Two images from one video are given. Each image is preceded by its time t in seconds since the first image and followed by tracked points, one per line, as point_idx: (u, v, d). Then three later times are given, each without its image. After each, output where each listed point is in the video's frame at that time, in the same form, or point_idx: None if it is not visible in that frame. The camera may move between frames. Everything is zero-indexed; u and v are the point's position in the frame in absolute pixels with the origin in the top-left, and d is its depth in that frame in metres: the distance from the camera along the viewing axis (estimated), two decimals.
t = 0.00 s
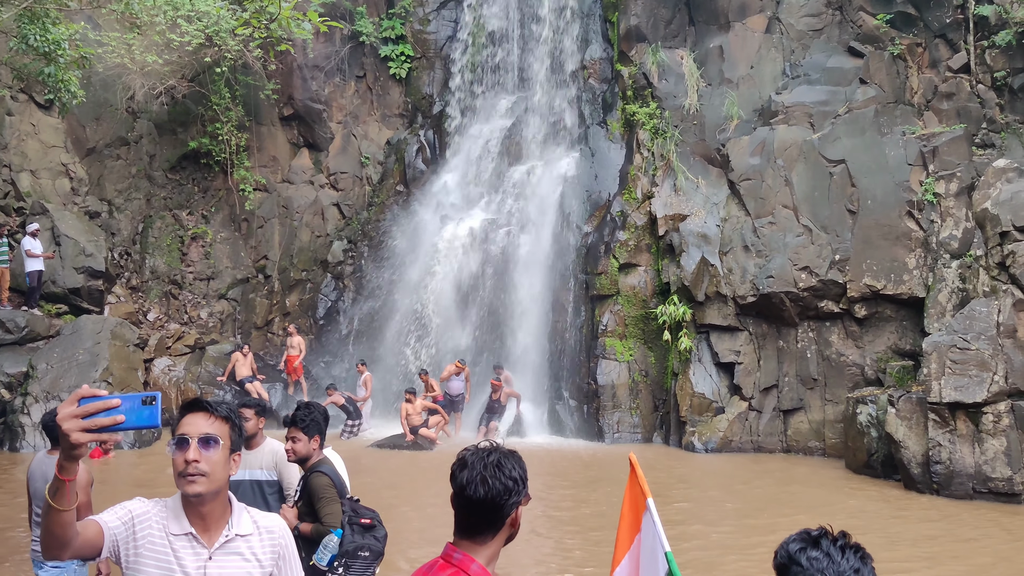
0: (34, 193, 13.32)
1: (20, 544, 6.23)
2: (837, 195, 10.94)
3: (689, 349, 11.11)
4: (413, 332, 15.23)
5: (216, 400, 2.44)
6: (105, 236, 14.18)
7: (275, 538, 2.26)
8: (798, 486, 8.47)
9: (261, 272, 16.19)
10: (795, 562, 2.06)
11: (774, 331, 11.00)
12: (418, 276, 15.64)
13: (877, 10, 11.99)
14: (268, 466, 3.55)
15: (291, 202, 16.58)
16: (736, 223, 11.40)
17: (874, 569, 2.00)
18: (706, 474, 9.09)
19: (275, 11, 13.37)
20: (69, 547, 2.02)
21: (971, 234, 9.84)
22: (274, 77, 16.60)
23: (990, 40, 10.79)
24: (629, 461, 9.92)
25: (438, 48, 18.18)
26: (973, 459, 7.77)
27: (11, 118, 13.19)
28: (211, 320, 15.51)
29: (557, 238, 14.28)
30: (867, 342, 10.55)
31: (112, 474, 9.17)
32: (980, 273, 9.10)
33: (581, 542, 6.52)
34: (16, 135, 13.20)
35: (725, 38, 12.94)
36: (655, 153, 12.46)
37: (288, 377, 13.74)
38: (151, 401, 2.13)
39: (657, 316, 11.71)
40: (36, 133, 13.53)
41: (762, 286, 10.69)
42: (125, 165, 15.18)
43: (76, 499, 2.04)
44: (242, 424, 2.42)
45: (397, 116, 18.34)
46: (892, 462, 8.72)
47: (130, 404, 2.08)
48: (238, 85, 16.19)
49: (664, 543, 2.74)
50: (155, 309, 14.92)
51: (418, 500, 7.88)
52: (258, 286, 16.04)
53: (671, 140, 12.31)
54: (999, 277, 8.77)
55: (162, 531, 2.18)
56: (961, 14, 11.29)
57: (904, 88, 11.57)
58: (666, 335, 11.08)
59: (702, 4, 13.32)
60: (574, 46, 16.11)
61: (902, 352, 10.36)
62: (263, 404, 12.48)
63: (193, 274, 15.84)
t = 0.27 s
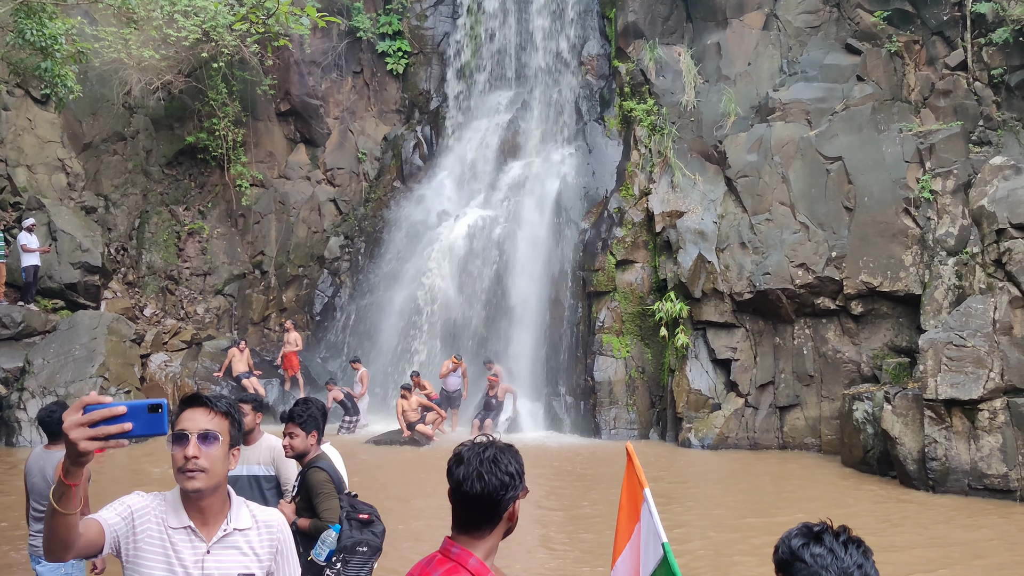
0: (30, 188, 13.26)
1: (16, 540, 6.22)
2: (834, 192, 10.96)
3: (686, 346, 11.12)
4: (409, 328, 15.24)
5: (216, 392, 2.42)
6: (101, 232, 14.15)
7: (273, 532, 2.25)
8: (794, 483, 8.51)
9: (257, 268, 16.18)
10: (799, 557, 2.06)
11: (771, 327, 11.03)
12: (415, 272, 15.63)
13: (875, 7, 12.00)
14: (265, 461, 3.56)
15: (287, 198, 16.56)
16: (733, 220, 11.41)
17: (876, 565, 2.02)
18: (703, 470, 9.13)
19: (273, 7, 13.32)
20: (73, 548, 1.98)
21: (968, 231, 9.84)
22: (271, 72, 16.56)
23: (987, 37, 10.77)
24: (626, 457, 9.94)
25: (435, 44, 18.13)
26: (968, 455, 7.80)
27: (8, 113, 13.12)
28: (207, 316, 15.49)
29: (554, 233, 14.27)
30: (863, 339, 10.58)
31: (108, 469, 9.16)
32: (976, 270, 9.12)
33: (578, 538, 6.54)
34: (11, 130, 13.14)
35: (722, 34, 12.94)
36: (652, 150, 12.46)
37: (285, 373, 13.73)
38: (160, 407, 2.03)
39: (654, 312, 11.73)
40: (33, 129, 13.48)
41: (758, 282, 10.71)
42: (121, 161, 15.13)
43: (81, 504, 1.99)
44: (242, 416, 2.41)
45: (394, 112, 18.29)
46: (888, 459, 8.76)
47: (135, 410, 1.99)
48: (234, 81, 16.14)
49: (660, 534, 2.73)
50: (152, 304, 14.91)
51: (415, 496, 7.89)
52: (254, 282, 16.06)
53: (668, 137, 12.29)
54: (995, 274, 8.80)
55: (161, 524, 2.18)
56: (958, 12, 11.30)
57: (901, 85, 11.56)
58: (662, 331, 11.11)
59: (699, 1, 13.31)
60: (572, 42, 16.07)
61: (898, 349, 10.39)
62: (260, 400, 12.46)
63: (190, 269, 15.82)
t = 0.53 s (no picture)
0: (23, 185, 13.19)
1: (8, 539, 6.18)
2: (829, 191, 10.99)
3: (680, 344, 11.14)
4: (403, 327, 15.21)
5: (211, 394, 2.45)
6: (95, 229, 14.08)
7: (267, 529, 2.25)
8: (789, 481, 8.54)
9: (252, 266, 16.15)
10: (803, 559, 2.06)
11: (765, 326, 11.06)
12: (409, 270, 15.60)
13: (870, 7, 12.06)
14: (259, 459, 3.55)
15: (282, 196, 16.57)
16: (728, 218, 11.43)
17: (879, 568, 2.03)
18: (697, 469, 9.15)
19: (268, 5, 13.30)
20: None
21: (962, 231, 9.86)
22: (266, 69, 16.53)
23: (982, 37, 10.89)
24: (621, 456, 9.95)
25: (430, 42, 18.11)
26: (962, 454, 7.84)
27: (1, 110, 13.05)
28: (201, 314, 15.46)
29: (549, 231, 14.28)
30: (857, 337, 10.61)
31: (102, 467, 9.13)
32: (970, 269, 9.16)
33: (573, 537, 6.54)
34: (5, 127, 13.07)
35: (717, 33, 12.97)
36: (647, 148, 12.46)
37: (280, 372, 13.70)
38: (183, 489, 1.99)
39: (648, 311, 11.73)
40: (27, 126, 13.41)
41: (753, 281, 10.73)
42: (115, 158, 15.08)
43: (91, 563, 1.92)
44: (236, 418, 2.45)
45: (389, 110, 18.22)
46: (882, 458, 8.80)
47: (159, 493, 1.94)
48: (229, 78, 16.10)
49: (657, 528, 2.70)
50: (145, 302, 14.89)
51: (410, 494, 7.89)
52: (248, 280, 16.05)
53: (663, 135, 12.33)
54: (990, 274, 8.85)
55: (154, 528, 2.17)
56: (952, 12, 11.40)
57: (896, 84, 11.59)
58: (657, 330, 11.13)
59: None
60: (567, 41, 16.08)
61: (892, 348, 10.41)
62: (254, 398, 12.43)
63: (184, 267, 15.74)
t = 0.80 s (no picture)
0: (13, 182, 13.13)
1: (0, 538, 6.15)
2: (821, 189, 11.03)
3: (674, 342, 11.18)
4: (397, 325, 15.19)
5: (179, 403, 2.35)
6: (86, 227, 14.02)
7: (254, 528, 2.32)
8: (781, 478, 8.58)
9: (244, 264, 16.09)
10: (813, 566, 2.05)
11: (758, 324, 11.10)
12: (402, 267, 15.49)
13: (862, 5, 12.10)
14: (251, 458, 3.54)
15: (275, 193, 16.50)
16: (721, 216, 11.46)
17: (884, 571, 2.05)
18: (690, 466, 9.19)
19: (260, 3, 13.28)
20: None
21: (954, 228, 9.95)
22: (259, 67, 16.50)
23: (975, 35, 10.97)
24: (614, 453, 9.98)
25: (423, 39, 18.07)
26: (953, 451, 7.88)
27: None
28: (194, 312, 15.43)
29: (542, 229, 14.27)
30: (850, 335, 10.65)
31: (94, 465, 9.10)
32: (962, 267, 9.20)
33: (567, 535, 6.55)
34: None
35: (710, 31, 13.02)
36: (641, 146, 12.38)
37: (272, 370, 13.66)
38: (171, 537, 2.04)
39: (641, 309, 11.75)
40: (18, 123, 13.42)
41: (745, 279, 10.77)
42: (107, 156, 15.03)
43: None
44: (208, 422, 2.35)
45: (382, 107, 18.15)
46: (874, 455, 8.85)
47: (145, 541, 2.01)
48: (221, 76, 16.06)
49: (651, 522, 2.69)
50: (138, 300, 14.91)
51: (403, 492, 7.89)
52: (240, 278, 15.95)
53: (656, 134, 12.23)
54: (982, 272, 8.91)
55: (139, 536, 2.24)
56: (945, 10, 11.49)
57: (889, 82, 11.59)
58: (650, 328, 11.18)
59: None
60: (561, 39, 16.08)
61: (884, 346, 10.45)
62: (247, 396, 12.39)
63: (176, 265, 15.75)
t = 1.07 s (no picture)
0: (5, 178, 13.03)
1: None
2: (815, 185, 11.05)
3: (668, 339, 11.20)
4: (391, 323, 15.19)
5: (144, 432, 2.35)
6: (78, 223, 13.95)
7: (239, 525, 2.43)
8: (776, 474, 8.60)
9: (238, 261, 15.99)
10: (822, 571, 2.05)
11: (751, 320, 11.12)
12: (396, 265, 15.48)
13: (856, 2, 12.09)
14: (244, 455, 3.53)
15: (268, 190, 16.32)
16: (715, 213, 11.47)
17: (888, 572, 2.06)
18: (684, 462, 9.21)
19: None
20: None
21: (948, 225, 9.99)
22: (252, 63, 16.41)
23: (968, 32, 10.90)
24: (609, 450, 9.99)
25: (416, 35, 17.92)
26: (947, 447, 7.91)
27: None
28: (187, 308, 15.40)
29: (537, 225, 14.26)
30: (843, 331, 10.66)
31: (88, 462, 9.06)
32: (955, 263, 9.22)
33: (561, 532, 6.54)
34: None
35: (704, 28, 13.01)
36: (634, 143, 12.50)
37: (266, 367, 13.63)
38: (140, 548, 2.07)
39: (635, 305, 11.75)
40: (10, 120, 13.26)
41: (739, 275, 10.79)
42: (100, 152, 14.94)
43: None
44: (175, 444, 2.35)
45: (376, 104, 18.02)
46: (867, 451, 8.89)
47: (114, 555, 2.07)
48: (214, 72, 15.96)
49: (654, 506, 2.66)
50: (131, 297, 14.95)
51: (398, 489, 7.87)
52: (234, 275, 15.88)
53: (650, 130, 12.36)
54: (974, 268, 8.94)
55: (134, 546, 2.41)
56: (939, 7, 11.41)
57: (881, 79, 11.68)
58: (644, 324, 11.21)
59: None
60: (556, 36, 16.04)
61: (877, 342, 10.46)
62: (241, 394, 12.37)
63: (169, 262, 15.71)
